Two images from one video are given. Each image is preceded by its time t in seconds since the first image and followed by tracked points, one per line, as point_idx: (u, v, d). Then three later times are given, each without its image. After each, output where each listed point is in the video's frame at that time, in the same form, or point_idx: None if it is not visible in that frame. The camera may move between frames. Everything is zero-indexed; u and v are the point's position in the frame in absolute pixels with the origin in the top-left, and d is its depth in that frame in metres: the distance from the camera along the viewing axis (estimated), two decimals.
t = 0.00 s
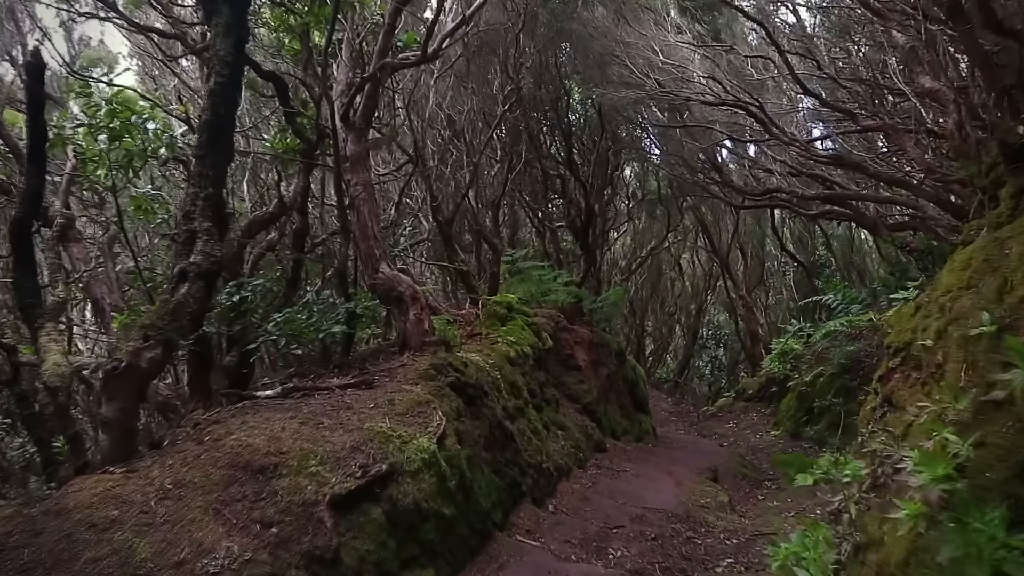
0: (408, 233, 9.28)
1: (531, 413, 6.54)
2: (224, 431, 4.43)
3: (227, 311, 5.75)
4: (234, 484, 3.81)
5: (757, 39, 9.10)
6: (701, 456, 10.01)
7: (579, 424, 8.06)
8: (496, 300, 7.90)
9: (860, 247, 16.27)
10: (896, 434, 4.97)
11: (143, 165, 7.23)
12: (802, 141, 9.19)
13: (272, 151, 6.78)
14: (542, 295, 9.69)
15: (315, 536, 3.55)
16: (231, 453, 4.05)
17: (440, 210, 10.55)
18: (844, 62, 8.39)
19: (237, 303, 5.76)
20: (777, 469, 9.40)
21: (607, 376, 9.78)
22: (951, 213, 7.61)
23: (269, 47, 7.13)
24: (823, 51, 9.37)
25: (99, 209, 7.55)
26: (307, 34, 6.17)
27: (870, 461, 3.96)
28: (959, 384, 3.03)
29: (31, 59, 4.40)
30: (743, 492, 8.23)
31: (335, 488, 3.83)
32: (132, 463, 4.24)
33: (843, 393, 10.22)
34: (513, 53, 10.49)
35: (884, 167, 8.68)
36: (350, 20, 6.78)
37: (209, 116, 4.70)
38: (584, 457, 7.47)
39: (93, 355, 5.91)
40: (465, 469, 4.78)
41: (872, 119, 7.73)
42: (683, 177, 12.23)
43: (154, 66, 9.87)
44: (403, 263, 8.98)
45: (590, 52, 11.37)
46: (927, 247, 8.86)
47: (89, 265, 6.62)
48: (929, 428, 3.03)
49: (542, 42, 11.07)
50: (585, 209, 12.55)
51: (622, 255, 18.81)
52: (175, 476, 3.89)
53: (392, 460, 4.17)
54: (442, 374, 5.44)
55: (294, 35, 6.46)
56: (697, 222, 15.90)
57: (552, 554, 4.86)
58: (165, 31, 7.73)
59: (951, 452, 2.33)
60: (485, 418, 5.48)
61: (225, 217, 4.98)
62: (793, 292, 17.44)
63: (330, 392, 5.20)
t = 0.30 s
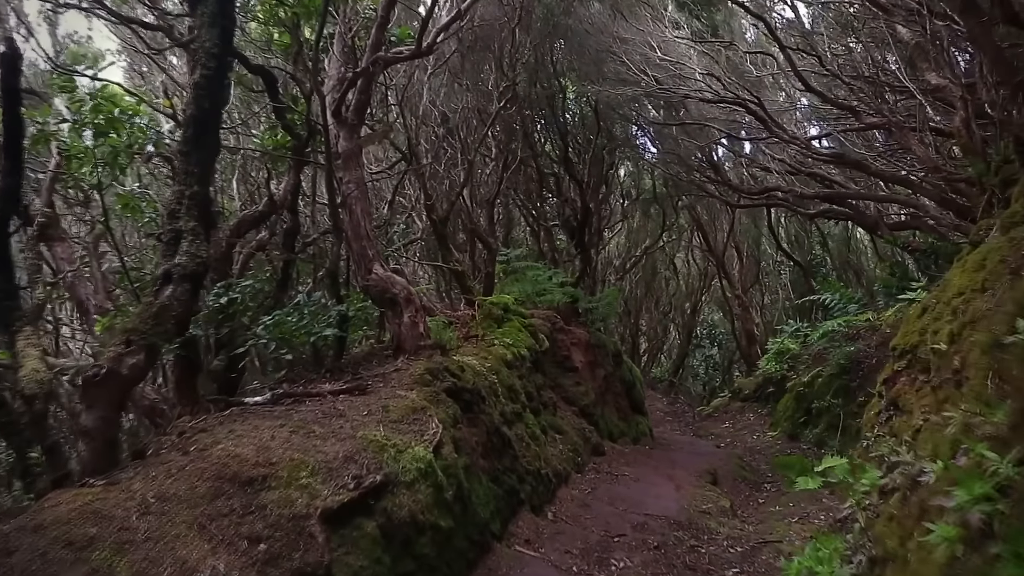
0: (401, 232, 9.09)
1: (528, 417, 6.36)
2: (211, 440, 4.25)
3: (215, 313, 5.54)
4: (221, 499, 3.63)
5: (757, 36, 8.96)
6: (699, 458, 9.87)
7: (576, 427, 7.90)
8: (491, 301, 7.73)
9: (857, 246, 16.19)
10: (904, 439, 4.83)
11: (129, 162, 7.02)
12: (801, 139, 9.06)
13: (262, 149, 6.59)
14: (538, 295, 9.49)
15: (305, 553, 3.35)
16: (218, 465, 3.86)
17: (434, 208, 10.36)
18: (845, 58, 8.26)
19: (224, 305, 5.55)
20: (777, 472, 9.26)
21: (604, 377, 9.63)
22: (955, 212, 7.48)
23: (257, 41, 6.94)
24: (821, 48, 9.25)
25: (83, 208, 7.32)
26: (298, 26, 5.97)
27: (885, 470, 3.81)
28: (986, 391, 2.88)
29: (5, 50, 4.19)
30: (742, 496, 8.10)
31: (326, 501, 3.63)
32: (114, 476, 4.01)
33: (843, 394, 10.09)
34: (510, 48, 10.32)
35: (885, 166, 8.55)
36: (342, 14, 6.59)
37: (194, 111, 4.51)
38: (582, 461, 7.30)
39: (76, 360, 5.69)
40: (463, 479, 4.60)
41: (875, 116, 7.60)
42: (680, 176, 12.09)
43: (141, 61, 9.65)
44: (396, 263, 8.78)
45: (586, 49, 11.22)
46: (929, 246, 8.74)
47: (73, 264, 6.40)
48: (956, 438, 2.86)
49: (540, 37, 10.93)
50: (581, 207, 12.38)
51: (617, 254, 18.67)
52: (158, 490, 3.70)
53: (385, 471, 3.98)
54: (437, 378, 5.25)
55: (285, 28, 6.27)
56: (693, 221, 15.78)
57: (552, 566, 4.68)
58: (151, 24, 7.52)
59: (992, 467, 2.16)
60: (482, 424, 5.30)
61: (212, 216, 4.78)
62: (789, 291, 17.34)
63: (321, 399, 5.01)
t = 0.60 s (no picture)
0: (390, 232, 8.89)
1: (521, 423, 6.19)
2: (191, 455, 4.06)
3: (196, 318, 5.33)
4: (200, 519, 3.45)
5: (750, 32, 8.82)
6: (692, 459, 9.75)
7: (569, 431, 7.74)
8: (482, 303, 7.55)
9: (848, 244, 16.15)
10: (907, 445, 4.70)
11: (108, 161, 6.78)
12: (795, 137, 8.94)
13: (246, 147, 6.38)
14: (528, 296, 9.26)
15: None
16: (198, 484, 3.68)
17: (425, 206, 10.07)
18: (842, 55, 8.14)
19: (206, 309, 5.34)
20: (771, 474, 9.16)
21: (596, 379, 9.48)
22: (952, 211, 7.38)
23: (239, 35, 6.70)
24: (816, 44, 9.13)
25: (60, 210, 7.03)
26: (281, 18, 5.75)
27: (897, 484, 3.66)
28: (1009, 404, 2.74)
29: None
30: (737, 499, 7.98)
31: (312, 519, 3.44)
32: (88, 492, 3.83)
33: (836, 394, 10.00)
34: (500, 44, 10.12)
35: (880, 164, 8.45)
36: (328, 7, 6.37)
37: (172, 107, 4.30)
38: (575, 466, 7.15)
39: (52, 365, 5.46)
40: (456, 491, 4.41)
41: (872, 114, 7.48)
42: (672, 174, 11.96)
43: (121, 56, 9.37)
44: (384, 263, 8.57)
45: (577, 45, 11.05)
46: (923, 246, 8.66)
47: (50, 266, 6.15)
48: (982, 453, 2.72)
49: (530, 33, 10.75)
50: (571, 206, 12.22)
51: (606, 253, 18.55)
52: (133, 509, 3.51)
53: (375, 485, 3.77)
54: (428, 385, 5.06)
55: (268, 21, 6.05)
56: (684, 220, 15.68)
57: None
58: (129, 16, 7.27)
59: None
60: (475, 432, 5.12)
61: (192, 217, 4.57)
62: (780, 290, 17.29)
63: (306, 409, 4.82)
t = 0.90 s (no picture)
0: (370, 233, 8.68)
1: (507, 430, 6.02)
2: (160, 472, 3.83)
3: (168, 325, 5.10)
4: (169, 542, 3.24)
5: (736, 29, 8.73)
6: (678, 461, 9.65)
7: (555, 436, 7.59)
8: (465, 306, 7.37)
9: (831, 243, 16.18)
10: (900, 448, 4.61)
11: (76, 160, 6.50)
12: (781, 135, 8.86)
13: (221, 145, 6.13)
14: (511, 297, 9.03)
15: None
16: (167, 502, 3.47)
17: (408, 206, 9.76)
18: (829, 52, 8.07)
19: (179, 316, 5.11)
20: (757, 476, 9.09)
21: (581, 381, 9.35)
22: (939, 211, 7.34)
23: (212, 29, 6.45)
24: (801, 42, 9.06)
25: (32, 212, 6.74)
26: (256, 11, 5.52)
27: (894, 492, 3.58)
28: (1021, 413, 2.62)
29: None
30: (725, 503, 7.89)
31: (289, 539, 3.27)
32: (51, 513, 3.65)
33: (821, 394, 9.96)
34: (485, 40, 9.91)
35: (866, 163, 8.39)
36: None
37: (139, 102, 4.06)
38: (562, 472, 7.00)
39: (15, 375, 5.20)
40: (441, 504, 4.24)
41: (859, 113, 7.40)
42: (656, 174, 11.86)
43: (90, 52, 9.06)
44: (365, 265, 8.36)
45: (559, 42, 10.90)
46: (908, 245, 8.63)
47: (14, 270, 5.87)
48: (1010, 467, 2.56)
49: (513, 29, 10.58)
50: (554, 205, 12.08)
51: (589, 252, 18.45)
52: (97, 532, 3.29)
53: (357, 501, 3.60)
54: (411, 394, 4.88)
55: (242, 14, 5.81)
56: (667, 219, 15.62)
57: None
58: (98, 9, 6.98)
59: None
60: (459, 442, 4.95)
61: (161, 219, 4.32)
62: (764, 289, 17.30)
63: (284, 420, 4.61)
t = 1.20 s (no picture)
0: (345, 235, 8.43)
1: (488, 438, 5.84)
2: (120, 493, 3.59)
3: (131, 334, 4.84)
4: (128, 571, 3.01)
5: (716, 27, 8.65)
6: (660, 464, 9.55)
7: (536, 442, 7.42)
8: (444, 310, 7.17)
9: (808, 242, 16.24)
10: (889, 451, 4.52)
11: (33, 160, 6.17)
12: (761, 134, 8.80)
13: (187, 144, 5.86)
14: (489, 300, 8.75)
15: None
16: (127, 526, 3.24)
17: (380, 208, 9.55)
18: (809, 50, 8.01)
19: (142, 324, 4.85)
20: (739, 477, 9.02)
21: (561, 385, 9.20)
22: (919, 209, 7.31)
23: (178, 22, 6.17)
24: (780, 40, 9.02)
25: None
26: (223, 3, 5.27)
27: (889, 499, 3.47)
28: None
29: None
30: (708, 507, 7.78)
31: (257, 563, 3.05)
32: None
33: (802, 394, 9.92)
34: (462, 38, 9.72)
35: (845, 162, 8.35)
36: None
37: (94, 96, 3.81)
38: (544, 479, 6.82)
39: None
40: (421, 520, 4.04)
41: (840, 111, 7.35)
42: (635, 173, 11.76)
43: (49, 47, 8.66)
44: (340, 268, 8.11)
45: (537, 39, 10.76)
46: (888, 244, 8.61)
47: None
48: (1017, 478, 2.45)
49: (490, 27, 10.40)
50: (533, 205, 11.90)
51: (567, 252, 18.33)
52: (49, 561, 3.06)
53: (330, 521, 3.39)
54: (389, 404, 4.67)
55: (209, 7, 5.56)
56: (646, 219, 15.55)
57: None
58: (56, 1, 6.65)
59: None
60: (440, 453, 4.75)
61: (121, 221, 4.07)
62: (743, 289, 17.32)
63: (254, 434, 4.38)
